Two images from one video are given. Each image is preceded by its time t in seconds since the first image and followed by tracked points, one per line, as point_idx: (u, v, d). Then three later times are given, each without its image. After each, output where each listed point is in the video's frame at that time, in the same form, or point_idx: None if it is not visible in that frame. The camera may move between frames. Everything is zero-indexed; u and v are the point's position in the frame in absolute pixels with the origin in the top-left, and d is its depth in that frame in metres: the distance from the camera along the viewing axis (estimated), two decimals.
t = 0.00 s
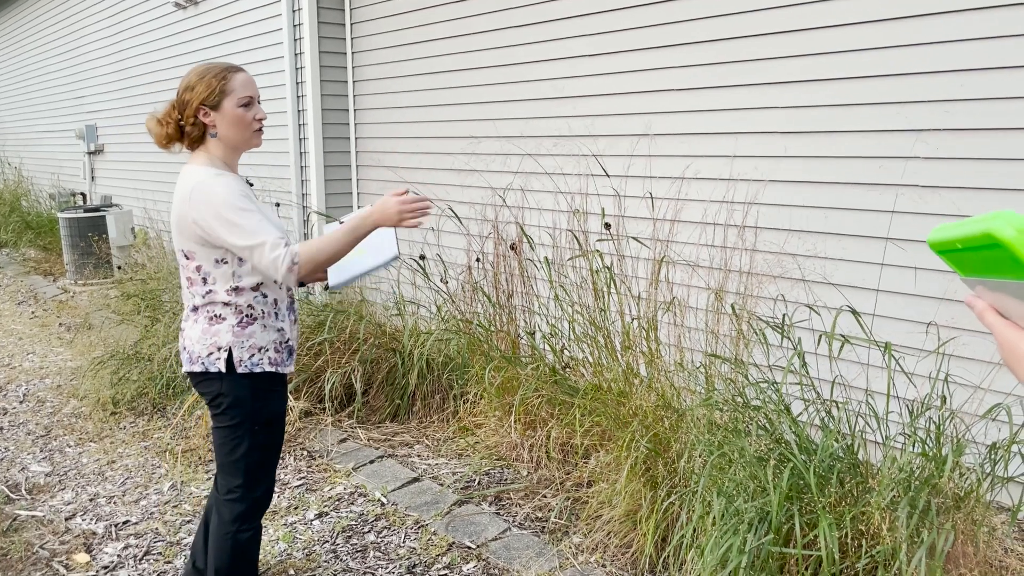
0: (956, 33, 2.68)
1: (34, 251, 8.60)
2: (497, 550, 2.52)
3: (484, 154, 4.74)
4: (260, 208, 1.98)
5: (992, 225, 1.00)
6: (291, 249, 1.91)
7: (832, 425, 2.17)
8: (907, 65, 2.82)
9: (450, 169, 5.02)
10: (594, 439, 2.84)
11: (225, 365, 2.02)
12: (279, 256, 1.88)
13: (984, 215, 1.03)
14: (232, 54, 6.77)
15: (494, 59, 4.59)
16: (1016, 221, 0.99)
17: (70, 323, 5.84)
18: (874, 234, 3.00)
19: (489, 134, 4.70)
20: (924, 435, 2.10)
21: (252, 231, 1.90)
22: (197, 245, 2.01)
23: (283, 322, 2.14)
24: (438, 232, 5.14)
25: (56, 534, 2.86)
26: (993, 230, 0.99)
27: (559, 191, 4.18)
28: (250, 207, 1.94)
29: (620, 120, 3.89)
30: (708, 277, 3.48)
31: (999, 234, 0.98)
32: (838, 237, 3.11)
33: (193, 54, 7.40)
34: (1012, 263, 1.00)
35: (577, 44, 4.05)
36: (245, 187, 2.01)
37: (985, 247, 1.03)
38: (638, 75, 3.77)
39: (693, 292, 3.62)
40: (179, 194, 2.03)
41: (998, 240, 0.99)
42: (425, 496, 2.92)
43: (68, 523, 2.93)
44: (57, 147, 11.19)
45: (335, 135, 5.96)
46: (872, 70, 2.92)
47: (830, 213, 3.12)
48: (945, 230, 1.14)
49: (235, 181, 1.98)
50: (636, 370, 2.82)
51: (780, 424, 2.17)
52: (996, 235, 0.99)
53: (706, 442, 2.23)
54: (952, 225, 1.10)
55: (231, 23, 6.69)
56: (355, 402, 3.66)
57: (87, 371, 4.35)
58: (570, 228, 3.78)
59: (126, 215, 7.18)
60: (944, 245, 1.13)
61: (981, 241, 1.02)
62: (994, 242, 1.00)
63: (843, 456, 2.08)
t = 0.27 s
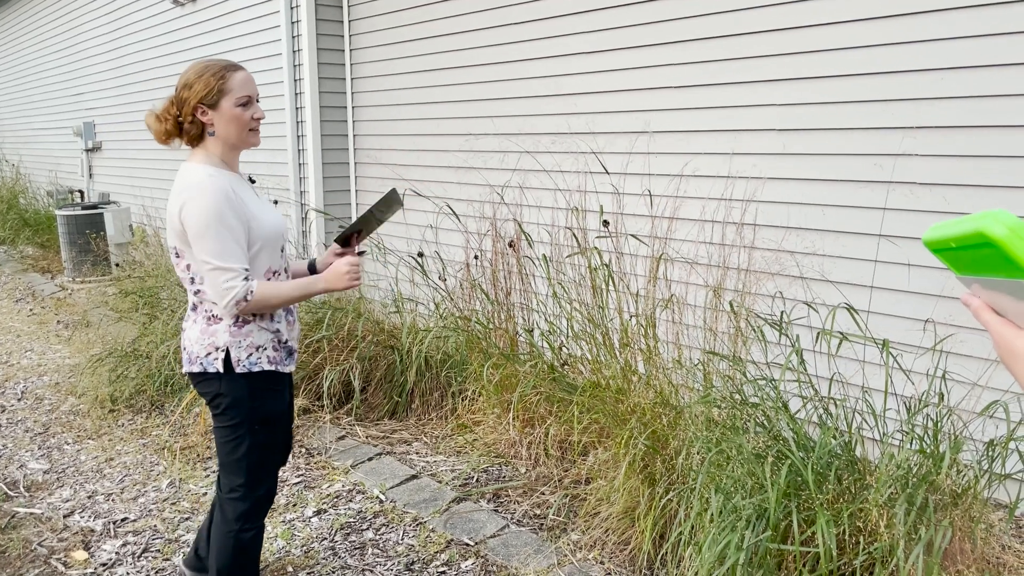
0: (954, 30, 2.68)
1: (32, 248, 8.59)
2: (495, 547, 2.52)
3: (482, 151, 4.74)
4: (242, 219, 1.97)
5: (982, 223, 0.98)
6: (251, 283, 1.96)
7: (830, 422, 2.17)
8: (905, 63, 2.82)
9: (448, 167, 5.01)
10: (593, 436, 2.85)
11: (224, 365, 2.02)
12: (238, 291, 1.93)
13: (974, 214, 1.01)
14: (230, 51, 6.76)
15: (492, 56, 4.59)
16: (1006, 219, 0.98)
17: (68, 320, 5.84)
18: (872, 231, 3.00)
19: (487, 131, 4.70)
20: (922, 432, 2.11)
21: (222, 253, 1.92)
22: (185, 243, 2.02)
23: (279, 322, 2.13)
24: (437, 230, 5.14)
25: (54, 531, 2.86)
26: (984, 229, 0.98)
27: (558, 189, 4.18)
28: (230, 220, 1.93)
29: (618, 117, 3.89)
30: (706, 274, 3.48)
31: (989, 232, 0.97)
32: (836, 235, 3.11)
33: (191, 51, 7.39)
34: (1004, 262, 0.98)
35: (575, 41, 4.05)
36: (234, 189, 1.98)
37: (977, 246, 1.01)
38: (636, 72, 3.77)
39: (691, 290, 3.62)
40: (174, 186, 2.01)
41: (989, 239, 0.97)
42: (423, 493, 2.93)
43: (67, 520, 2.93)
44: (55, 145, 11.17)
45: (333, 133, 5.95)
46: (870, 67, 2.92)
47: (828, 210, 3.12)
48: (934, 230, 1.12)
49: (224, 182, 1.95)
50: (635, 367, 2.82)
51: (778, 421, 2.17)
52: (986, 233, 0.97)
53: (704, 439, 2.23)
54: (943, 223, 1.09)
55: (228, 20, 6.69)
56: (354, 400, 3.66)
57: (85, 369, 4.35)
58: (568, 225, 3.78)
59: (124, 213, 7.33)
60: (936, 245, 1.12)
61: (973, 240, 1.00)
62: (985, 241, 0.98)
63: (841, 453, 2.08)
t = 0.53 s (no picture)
0: (954, 28, 2.67)
1: (31, 246, 8.58)
2: (494, 545, 2.52)
3: (481, 149, 4.74)
4: (226, 219, 1.97)
5: (975, 225, 0.94)
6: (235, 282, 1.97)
7: (829, 419, 2.17)
8: (905, 60, 2.81)
9: (447, 164, 5.01)
10: (592, 434, 2.85)
11: (198, 360, 2.03)
12: (219, 289, 1.93)
13: (969, 216, 0.97)
14: (229, 49, 6.75)
15: (491, 54, 4.58)
16: (1001, 222, 0.93)
17: (67, 318, 5.84)
18: (870, 229, 3.00)
19: (486, 129, 4.70)
20: (920, 429, 2.11)
21: (204, 252, 1.92)
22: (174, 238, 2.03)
23: (261, 321, 2.09)
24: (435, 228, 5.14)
25: (54, 529, 2.86)
26: (976, 231, 0.93)
27: (557, 187, 4.18)
28: (214, 216, 1.94)
29: (617, 115, 3.89)
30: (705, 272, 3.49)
31: (982, 235, 0.92)
32: (836, 233, 3.11)
33: (190, 49, 7.38)
34: (998, 265, 0.93)
35: (574, 38, 4.04)
36: (220, 188, 1.97)
37: (971, 249, 0.96)
38: (635, 70, 3.76)
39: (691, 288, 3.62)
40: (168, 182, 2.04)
41: (982, 241, 0.92)
42: (423, 490, 2.93)
43: (66, 518, 2.93)
44: (53, 142, 11.16)
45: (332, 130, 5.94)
46: (869, 65, 2.92)
47: (827, 208, 3.12)
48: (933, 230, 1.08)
49: (209, 181, 1.94)
50: (634, 365, 2.82)
51: (776, 419, 2.18)
52: (979, 236, 0.93)
53: (703, 437, 2.23)
54: (940, 225, 1.04)
55: (227, 17, 6.68)
56: (353, 397, 3.66)
57: (84, 366, 4.35)
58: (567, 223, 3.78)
59: (122, 210, 7.40)
60: (933, 246, 1.07)
61: (967, 242, 0.96)
62: (978, 244, 0.94)
63: (839, 451, 2.08)
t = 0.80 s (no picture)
0: (955, 27, 2.67)
1: (30, 244, 8.57)
2: (493, 543, 2.52)
3: (479, 147, 4.73)
4: (207, 213, 1.99)
5: (969, 229, 0.94)
6: (217, 274, 1.99)
7: (828, 418, 2.18)
8: (905, 59, 2.81)
9: (446, 163, 5.01)
10: (591, 432, 2.85)
11: (185, 353, 2.07)
12: (199, 281, 1.96)
13: (962, 219, 0.96)
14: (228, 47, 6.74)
15: (490, 53, 4.58)
16: (995, 226, 0.92)
17: (66, 316, 5.83)
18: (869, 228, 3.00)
19: (485, 127, 4.69)
20: (919, 428, 2.11)
21: (184, 245, 1.95)
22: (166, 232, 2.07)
23: (245, 316, 2.08)
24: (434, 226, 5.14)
25: (52, 527, 2.86)
26: (970, 235, 0.93)
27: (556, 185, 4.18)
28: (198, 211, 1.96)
29: (616, 114, 3.89)
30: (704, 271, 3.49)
31: (976, 239, 0.92)
32: (835, 231, 3.11)
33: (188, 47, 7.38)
34: (992, 268, 0.93)
35: (573, 37, 4.04)
36: (204, 183, 2.00)
37: (965, 252, 0.96)
38: (635, 68, 3.76)
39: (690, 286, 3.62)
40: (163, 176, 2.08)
41: (974, 245, 0.92)
42: (421, 489, 2.93)
43: (65, 516, 2.93)
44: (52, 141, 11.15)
45: (331, 129, 5.93)
46: (869, 64, 2.91)
47: (827, 207, 3.12)
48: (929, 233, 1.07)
49: (190, 176, 1.97)
50: (633, 363, 2.82)
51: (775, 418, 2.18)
52: (972, 240, 0.92)
53: (701, 436, 2.23)
54: (935, 227, 1.04)
55: (226, 16, 6.67)
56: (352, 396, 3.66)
57: (83, 365, 4.35)
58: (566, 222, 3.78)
59: (121, 208, 7.41)
60: (928, 249, 1.07)
61: (961, 246, 0.96)
62: (972, 247, 0.93)
63: (838, 450, 2.08)
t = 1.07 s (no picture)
0: (954, 26, 2.67)
1: (29, 243, 8.57)
2: (492, 542, 2.52)
3: (479, 146, 4.73)
4: (197, 211, 1.99)
5: (968, 229, 0.94)
6: (202, 272, 1.99)
7: (827, 418, 2.18)
8: (904, 58, 2.81)
9: (446, 162, 5.00)
10: (590, 431, 2.85)
11: (173, 348, 2.11)
12: (183, 279, 1.96)
13: (961, 219, 0.96)
14: (227, 46, 6.73)
15: (489, 52, 4.58)
16: (995, 225, 0.92)
17: (65, 314, 5.83)
18: (867, 227, 3.00)
19: (484, 126, 4.69)
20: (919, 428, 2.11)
21: (170, 243, 1.96)
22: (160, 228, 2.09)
23: (227, 313, 2.09)
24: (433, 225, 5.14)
25: (51, 526, 2.86)
26: (970, 234, 0.93)
27: (556, 184, 4.18)
28: (187, 210, 1.97)
29: (615, 113, 3.89)
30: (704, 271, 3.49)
31: (975, 238, 0.92)
32: (834, 231, 3.11)
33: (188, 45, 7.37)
34: (992, 268, 0.93)
35: (573, 36, 4.04)
36: (196, 182, 2.00)
37: (965, 251, 0.96)
38: (634, 67, 3.76)
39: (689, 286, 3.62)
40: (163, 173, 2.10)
41: (974, 245, 0.92)
42: (421, 488, 2.93)
43: (64, 515, 2.93)
44: (51, 139, 11.14)
45: (331, 128, 5.93)
46: (868, 63, 2.91)
47: (825, 206, 3.12)
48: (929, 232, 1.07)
49: (183, 174, 1.98)
50: (632, 362, 2.82)
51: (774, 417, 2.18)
52: (972, 239, 0.92)
53: (701, 435, 2.23)
54: (934, 226, 1.04)
55: (226, 15, 6.66)
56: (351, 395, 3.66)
57: (83, 363, 4.35)
58: (566, 221, 3.79)
59: (120, 207, 7.26)
60: (928, 248, 1.07)
61: (960, 245, 0.96)
62: (972, 247, 0.93)
63: (837, 449, 2.09)
